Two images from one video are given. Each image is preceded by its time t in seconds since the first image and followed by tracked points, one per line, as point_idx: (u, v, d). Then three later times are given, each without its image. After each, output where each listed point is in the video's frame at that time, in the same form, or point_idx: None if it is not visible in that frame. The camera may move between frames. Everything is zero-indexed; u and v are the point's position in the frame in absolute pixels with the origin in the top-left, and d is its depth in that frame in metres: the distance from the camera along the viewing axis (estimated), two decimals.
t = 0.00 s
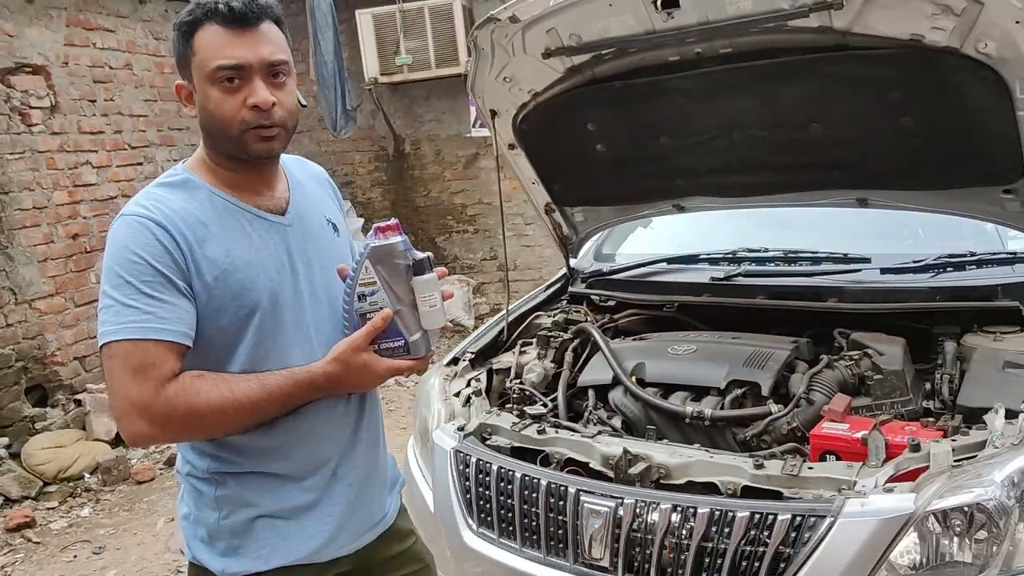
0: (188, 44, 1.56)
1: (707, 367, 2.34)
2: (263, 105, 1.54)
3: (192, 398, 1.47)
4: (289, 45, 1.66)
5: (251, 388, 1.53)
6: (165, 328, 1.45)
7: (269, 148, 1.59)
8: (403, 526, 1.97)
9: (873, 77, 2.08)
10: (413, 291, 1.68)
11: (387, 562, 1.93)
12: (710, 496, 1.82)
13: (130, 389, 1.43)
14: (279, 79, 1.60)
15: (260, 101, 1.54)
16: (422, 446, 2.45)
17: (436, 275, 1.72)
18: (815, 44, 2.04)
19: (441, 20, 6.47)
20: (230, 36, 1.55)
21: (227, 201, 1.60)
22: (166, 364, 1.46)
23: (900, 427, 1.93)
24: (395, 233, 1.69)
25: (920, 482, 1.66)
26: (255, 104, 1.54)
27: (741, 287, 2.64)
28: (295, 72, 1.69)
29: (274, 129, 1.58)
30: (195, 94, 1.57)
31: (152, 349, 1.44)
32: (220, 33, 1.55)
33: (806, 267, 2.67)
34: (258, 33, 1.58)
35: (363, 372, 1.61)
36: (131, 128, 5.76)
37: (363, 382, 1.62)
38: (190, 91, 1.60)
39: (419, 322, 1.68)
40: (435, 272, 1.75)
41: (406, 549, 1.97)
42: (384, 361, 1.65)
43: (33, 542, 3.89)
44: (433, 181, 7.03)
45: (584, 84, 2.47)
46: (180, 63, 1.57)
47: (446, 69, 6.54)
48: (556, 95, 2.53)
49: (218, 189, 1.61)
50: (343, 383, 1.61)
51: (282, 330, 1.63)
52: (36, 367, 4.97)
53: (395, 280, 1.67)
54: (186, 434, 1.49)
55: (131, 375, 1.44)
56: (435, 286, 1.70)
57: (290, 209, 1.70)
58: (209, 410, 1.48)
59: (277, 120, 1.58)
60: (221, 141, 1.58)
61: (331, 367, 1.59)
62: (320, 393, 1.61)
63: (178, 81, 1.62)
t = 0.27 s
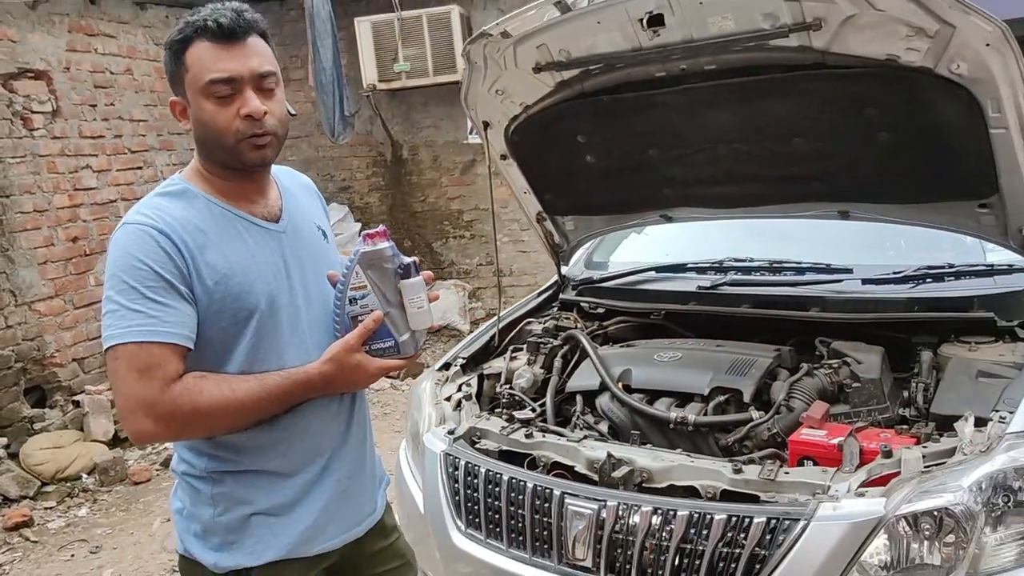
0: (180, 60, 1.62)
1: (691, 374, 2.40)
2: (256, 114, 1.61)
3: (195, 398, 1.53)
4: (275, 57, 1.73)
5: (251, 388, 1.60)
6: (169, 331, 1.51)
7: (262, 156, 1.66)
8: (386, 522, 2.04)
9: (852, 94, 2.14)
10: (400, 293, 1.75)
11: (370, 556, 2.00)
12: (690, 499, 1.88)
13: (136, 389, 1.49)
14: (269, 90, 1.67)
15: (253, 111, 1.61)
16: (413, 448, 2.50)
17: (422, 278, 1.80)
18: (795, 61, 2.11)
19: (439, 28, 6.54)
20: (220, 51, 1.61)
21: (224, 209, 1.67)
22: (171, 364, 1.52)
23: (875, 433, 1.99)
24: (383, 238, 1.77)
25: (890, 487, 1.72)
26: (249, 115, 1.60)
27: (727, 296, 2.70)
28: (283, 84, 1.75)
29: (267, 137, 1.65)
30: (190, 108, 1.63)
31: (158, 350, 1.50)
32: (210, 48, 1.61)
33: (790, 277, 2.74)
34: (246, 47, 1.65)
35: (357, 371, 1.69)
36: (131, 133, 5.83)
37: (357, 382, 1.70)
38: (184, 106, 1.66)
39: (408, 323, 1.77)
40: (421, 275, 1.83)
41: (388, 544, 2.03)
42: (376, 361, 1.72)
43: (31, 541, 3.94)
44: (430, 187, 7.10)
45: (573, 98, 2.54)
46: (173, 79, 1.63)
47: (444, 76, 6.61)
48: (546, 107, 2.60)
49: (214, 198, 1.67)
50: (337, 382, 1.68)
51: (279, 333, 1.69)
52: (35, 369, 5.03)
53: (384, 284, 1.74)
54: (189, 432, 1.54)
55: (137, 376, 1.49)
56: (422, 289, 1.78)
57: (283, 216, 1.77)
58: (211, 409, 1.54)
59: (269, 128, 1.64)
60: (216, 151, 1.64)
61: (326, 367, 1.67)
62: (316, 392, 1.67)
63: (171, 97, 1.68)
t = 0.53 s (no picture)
0: (185, 68, 1.64)
1: (681, 376, 2.44)
2: (260, 125, 1.63)
3: (193, 401, 1.55)
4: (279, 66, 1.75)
5: (248, 393, 1.62)
6: (169, 334, 1.53)
7: (264, 165, 1.68)
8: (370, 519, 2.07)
9: (840, 102, 2.18)
10: (395, 304, 1.78)
11: (352, 553, 2.02)
12: (681, 499, 1.91)
13: (136, 391, 1.51)
14: (272, 99, 1.69)
15: (256, 122, 1.63)
16: (407, 448, 2.53)
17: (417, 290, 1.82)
18: (783, 69, 2.14)
19: (433, 31, 6.57)
20: (226, 60, 1.63)
21: (225, 214, 1.69)
22: (170, 368, 1.54)
23: (863, 434, 2.03)
24: (381, 251, 1.80)
25: (876, 487, 1.75)
26: (253, 125, 1.63)
27: (717, 300, 2.74)
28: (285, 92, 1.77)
29: (269, 147, 1.68)
30: (194, 115, 1.65)
31: (158, 354, 1.52)
32: (216, 57, 1.63)
33: (779, 280, 2.78)
34: (251, 56, 1.67)
35: (351, 378, 1.72)
36: (125, 134, 5.84)
37: (351, 388, 1.73)
38: (188, 112, 1.67)
39: (401, 333, 1.80)
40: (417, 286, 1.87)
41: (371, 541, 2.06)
42: (369, 369, 1.76)
43: (25, 541, 3.95)
44: (424, 189, 7.13)
45: (566, 103, 2.57)
46: (177, 85, 1.65)
47: (438, 79, 6.64)
48: (539, 113, 2.63)
49: (215, 204, 1.70)
50: (331, 389, 1.71)
51: (275, 337, 1.72)
52: (29, 369, 5.03)
53: (379, 294, 1.77)
54: (185, 434, 1.56)
55: (137, 378, 1.51)
56: (416, 301, 1.81)
57: (281, 222, 1.80)
58: (208, 413, 1.57)
59: (272, 138, 1.67)
60: (219, 159, 1.67)
61: (321, 373, 1.69)
62: (309, 397, 1.70)
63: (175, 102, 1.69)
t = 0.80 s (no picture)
0: (201, 60, 1.65)
1: (682, 370, 2.46)
2: (273, 119, 1.64)
3: (197, 392, 1.56)
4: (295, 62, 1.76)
5: (252, 386, 1.63)
6: (176, 325, 1.54)
7: (275, 160, 1.69)
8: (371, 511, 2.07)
9: (842, 99, 2.20)
10: (399, 301, 1.79)
11: (352, 545, 2.03)
12: (683, 491, 1.93)
13: (140, 380, 1.52)
14: (287, 95, 1.70)
15: (269, 116, 1.64)
16: (409, 442, 2.55)
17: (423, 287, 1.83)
18: (786, 66, 2.16)
19: (431, 26, 6.56)
20: (242, 54, 1.65)
21: (233, 207, 1.70)
22: (175, 359, 1.55)
23: (862, 428, 2.05)
24: (388, 248, 1.79)
25: (877, 479, 1.77)
26: (265, 118, 1.64)
27: (717, 295, 2.76)
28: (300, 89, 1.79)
29: (281, 142, 1.69)
30: (207, 106, 1.66)
31: (163, 344, 1.53)
32: (232, 50, 1.65)
33: (778, 276, 2.81)
34: (268, 51, 1.68)
35: (354, 374, 1.72)
36: (122, 127, 5.83)
37: (354, 383, 1.73)
38: (202, 103, 1.69)
39: (405, 330, 1.81)
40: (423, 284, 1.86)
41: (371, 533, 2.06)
42: (372, 365, 1.76)
43: (23, 533, 3.95)
44: (421, 184, 7.13)
45: (568, 98, 2.58)
46: (193, 78, 1.67)
47: (436, 74, 6.65)
48: (542, 108, 2.64)
49: (225, 196, 1.71)
50: (334, 383, 1.72)
51: (281, 331, 1.73)
52: (25, 362, 5.02)
53: (384, 291, 1.78)
54: (188, 424, 1.58)
55: (141, 368, 1.52)
56: (421, 299, 1.81)
57: (290, 217, 1.81)
58: (212, 404, 1.58)
59: (284, 132, 1.68)
60: (230, 151, 1.68)
61: (325, 368, 1.70)
62: (312, 391, 1.71)
63: (190, 93, 1.71)
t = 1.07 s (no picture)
0: (225, 50, 1.66)
1: (692, 364, 2.47)
2: (295, 109, 1.65)
3: (214, 382, 1.56)
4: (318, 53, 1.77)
5: (269, 377, 1.63)
6: (194, 315, 1.54)
7: (296, 150, 1.70)
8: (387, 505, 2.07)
9: (855, 95, 2.21)
10: (417, 294, 1.80)
11: (369, 537, 2.04)
12: (697, 484, 1.94)
13: (159, 369, 1.53)
14: (309, 85, 1.71)
15: (291, 106, 1.65)
16: (419, 434, 2.55)
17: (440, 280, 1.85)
18: (799, 61, 2.17)
19: (433, 21, 6.55)
20: (266, 44, 1.65)
21: (254, 198, 1.70)
22: (194, 348, 1.55)
23: (874, 422, 2.06)
24: (406, 240, 1.81)
25: (891, 472, 1.79)
26: (287, 109, 1.64)
27: (725, 290, 2.77)
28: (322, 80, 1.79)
29: (302, 132, 1.69)
30: (230, 95, 1.67)
31: (181, 334, 1.53)
32: (256, 40, 1.65)
33: (787, 271, 2.82)
34: (291, 41, 1.68)
35: (371, 367, 1.72)
36: (124, 120, 5.82)
37: (371, 377, 1.73)
38: (225, 93, 1.69)
39: (423, 322, 1.81)
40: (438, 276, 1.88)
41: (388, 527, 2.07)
42: (390, 358, 1.76)
43: (26, 525, 3.95)
44: (423, 178, 7.13)
45: (580, 93, 2.58)
46: (217, 67, 1.67)
47: (438, 68, 6.64)
48: (553, 102, 2.65)
49: (245, 186, 1.71)
50: (351, 376, 1.72)
51: (298, 323, 1.73)
52: (27, 355, 5.02)
53: (402, 284, 1.78)
54: (206, 414, 1.58)
55: (160, 357, 1.53)
56: (439, 291, 1.83)
57: (309, 208, 1.81)
58: (229, 395, 1.58)
59: (305, 123, 1.68)
60: (251, 141, 1.68)
61: (342, 361, 1.69)
62: (329, 384, 1.71)
63: (213, 82, 1.71)
